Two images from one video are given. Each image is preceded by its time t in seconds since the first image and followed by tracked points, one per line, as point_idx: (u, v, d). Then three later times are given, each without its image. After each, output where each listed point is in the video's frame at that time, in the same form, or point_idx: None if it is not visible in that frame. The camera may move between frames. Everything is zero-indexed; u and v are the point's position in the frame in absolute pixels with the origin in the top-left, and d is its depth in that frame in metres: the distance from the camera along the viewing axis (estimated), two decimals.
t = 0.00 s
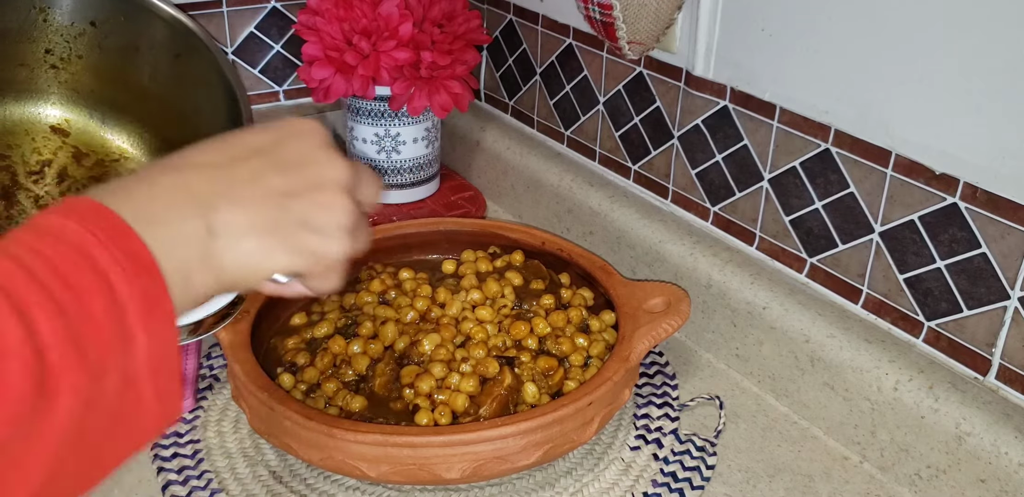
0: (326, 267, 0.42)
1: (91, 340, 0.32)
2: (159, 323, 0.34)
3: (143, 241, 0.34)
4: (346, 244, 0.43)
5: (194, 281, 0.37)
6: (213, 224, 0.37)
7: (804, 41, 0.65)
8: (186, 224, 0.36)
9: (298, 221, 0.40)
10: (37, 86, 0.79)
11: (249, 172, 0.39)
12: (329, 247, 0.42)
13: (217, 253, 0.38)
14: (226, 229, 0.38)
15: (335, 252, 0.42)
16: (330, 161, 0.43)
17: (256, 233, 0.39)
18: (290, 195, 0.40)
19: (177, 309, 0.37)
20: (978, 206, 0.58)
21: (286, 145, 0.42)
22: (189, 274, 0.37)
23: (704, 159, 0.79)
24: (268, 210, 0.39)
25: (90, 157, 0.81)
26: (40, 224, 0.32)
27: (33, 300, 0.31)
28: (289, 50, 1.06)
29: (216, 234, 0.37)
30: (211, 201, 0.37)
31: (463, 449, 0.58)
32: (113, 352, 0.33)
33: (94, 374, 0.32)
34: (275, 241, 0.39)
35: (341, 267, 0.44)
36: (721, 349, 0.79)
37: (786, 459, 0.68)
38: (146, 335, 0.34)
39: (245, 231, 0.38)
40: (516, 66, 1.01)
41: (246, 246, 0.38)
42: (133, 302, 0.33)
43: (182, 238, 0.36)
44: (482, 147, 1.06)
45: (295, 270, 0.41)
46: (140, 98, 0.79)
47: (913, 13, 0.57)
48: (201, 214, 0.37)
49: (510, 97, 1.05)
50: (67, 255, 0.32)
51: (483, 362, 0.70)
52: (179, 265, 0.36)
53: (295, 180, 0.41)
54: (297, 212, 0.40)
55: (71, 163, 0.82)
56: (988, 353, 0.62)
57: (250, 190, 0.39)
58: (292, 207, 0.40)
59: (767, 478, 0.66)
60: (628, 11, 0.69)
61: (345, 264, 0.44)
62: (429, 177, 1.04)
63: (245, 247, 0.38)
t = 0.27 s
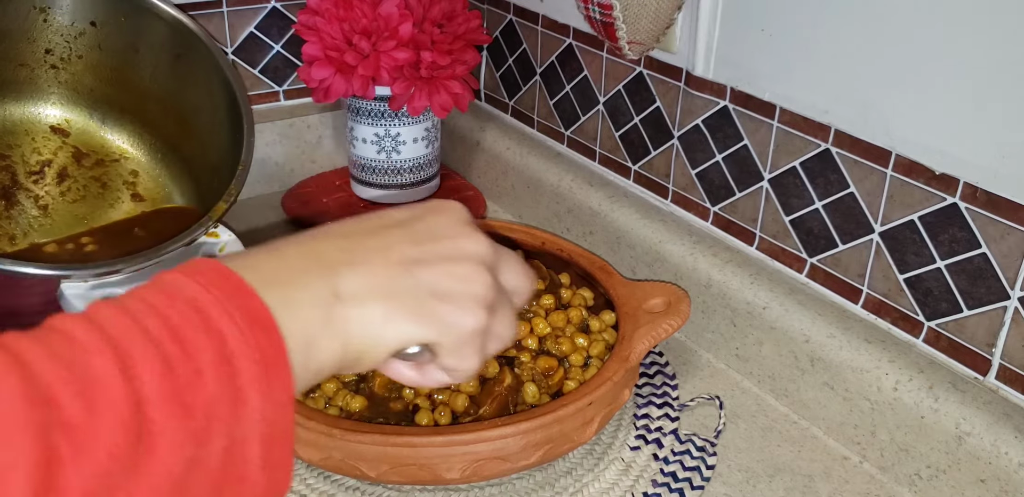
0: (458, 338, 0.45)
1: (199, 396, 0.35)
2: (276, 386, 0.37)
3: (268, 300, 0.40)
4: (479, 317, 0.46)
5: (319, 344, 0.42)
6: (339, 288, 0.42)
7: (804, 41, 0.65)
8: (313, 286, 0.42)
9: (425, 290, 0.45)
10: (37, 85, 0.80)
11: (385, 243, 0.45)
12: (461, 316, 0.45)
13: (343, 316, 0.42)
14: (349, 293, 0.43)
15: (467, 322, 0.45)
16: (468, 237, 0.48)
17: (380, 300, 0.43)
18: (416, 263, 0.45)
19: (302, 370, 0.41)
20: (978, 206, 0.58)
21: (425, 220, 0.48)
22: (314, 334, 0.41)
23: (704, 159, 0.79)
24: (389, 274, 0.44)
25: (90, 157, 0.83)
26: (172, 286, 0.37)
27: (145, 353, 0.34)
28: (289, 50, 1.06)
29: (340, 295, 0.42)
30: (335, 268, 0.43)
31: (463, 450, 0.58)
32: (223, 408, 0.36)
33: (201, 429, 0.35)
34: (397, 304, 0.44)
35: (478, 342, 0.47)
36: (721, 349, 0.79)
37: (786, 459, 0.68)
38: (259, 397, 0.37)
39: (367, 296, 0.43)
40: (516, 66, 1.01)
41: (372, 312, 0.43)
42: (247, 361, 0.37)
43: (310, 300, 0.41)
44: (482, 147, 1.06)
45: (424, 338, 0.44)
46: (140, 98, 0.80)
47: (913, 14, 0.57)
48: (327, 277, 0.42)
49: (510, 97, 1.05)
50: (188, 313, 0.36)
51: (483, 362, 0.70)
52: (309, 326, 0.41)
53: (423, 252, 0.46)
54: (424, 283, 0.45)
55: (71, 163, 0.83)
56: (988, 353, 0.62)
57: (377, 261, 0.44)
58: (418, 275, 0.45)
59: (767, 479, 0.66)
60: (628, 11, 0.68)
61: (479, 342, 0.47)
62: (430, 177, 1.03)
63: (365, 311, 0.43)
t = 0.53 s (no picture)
0: (558, 288, 0.43)
1: (326, 334, 0.34)
2: (397, 334, 0.37)
3: (379, 255, 0.39)
4: (576, 264, 0.44)
5: (425, 295, 0.40)
6: (439, 244, 0.42)
7: (804, 41, 0.65)
8: (414, 242, 0.41)
9: (522, 243, 0.44)
10: (36, 85, 0.80)
11: (476, 210, 0.45)
12: (558, 261, 0.43)
13: (446, 269, 0.41)
14: (449, 249, 0.42)
15: (567, 268, 0.43)
16: (551, 194, 0.47)
17: (479, 253, 0.42)
18: (509, 222, 0.44)
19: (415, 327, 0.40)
20: (978, 206, 0.58)
21: (510, 188, 0.48)
22: (426, 290, 0.40)
23: (704, 159, 0.79)
24: (484, 234, 0.43)
25: (89, 156, 0.83)
26: (295, 244, 0.37)
27: (275, 290, 0.34)
28: (289, 50, 1.06)
29: (441, 253, 0.41)
30: (435, 230, 0.42)
31: (463, 449, 0.58)
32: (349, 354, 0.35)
33: (326, 371, 0.34)
34: (500, 259, 0.43)
35: (580, 293, 0.44)
36: (721, 349, 0.79)
37: (786, 459, 0.68)
38: (379, 340, 0.36)
39: (464, 251, 0.42)
40: (516, 67, 1.01)
41: (469, 266, 0.42)
42: (368, 306, 0.36)
43: (412, 251, 0.40)
44: (482, 147, 1.06)
45: (525, 287, 0.43)
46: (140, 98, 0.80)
47: (914, 14, 0.57)
48: (429, 239, 0.41)
49: (510, 97, 1.05)
50: (310, 263, 0.36)
51: (483, 362, 0.70)
52: (423, 284, 0.40)
53: (511, 212, 0.45)
54: (520, 236, 0.44)
55: (70, 163, 0.83)
56: (988, 353, 0.62)
57: (475, 223, 0.44)
58: (510, 231, 0.44)
59: (767, 479, 0.66)
60: (628, 10, 0.68)
61: (581, 292, 0.45)
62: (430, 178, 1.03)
63: (465, 266, 0.42)
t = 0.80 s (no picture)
0: (593, 209, 0.46)
1: (382, 263, 0.37)
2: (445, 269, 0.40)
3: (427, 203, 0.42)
4: (602, 189, 0.47)
5: (468, 236, 0.42)
6: (473, 190, 0.44)
7: (805, 40, 0.65)
8: (450, 191, 0.44)
9: (549, 178, 0.47)
10: (33, 84, 0.80)
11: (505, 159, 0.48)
12: (587, 187, 0.47)
13: (487, 211, 0.44)
14: (482, 191, 0.45)
15: (595, 192, 0.47)
16: (565, 137, 0.51)
17: (512, 193, 0.45)
18: (535, 164, 0.48)
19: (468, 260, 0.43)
20: (979, 206, 0.58)
21: (529, 139, 0.51)
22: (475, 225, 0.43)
23: (704, 159, 0.79)
24: (516, 176, 0.46)
25: (87, 155, 0.83)
26: (344, 194, 0.40)
27: (333, 230, 0.37)
28: (288, 49, 1.06)
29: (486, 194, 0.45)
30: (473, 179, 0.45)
31: (463, 450, 0.57)
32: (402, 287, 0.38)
33: (385, 294, 0.37)
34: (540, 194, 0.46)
35: (612, 217, 0.48)
36: (722, 350, 0.75)
37: (786, 459, 0.65)
38: (429, 273, 0.39)
39: (497, 192, 0.45)
40: (515, 66, 1.01)
41: (504, 204, 0.45)
42: (417, 239, 0.39)
43: (452, 198, 0.43)
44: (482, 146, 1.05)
45: (561, 217, 0.46)
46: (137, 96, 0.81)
47: (915, 14, 0.56)
48: (472, 185, 0.45)
49: (510, 96, 1.04)
50: (362, 209, 0.39)
51: (483, 363, 0.69)
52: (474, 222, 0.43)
53: (537, 156, 0.48)
54: (547, 173, 0.47)
55: (67, 163, 0.82)
56: (989, 353, 0.62)
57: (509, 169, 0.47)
58: (539, 170, 0.47)
59: (768, 479, 0.64)
60: (628, 10, 0.68)
61: (614, 214, 0.48)
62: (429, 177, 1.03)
63: (501, 204, 0.44)
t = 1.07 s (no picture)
0: (516, 282, 0.43)
1: (232, 305, 0.34)
2: (325, 326, 0.36)
3: (321, 266, 0.38)
4: (534, 251, 0.43)
5: (363, 310, 0.39)
6: (388, 257, 0.40)
7: (805, 41, 0.65)
8: (361, 255, 0.39)
9: (478, 262, 0.42)
10: (33, 84, 0.80)
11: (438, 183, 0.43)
12: (518, 214, 0.43)
13: (388, 284, 0.40)
14: (399, 257, 0.40)
15: (529, 217, 0.43)
16: (505, 164, 0.44)
17: (428, 259, 0.41)
18: (470, 234, 0.42)
19: (367, 313, 0.40)
20: (979, 206, 0.58)
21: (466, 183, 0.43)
22: (382, 276, 0.40)
23: (704, 159, 0.79)
24: (441, 235, 0.41)
25: (87, 155, 0.83)
26: (221, 242, 0.36)
27: (189, 295, 0.34)
28: (288, 49, 1.06)
29: (406, 239, 0.41)
30: (386, 229, 0.40)
31: (464, 450, 0.57)
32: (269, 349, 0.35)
33: (239, 350, 0.34)
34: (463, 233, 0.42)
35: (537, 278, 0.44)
36: (721, 350, 0.78)
37: (787, 460, 0.67)
38: (299, 307, 0.36)
39: (417, 257, 0.41)
40: (515, 66, 1.01)
41: (418, 284, 0.41)
42: (284, 287, 0.36)
43: (354, 267, 0.39)
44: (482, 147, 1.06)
45: (467, 304, 0.43)
46: (137, 97, 0.81)
47: (915, 14, 0.56)
48: (389, 234, 0.40)
49: (510, 96, 1.04)
50: (217, 255, 0.36)
51: (483, 362, 0.69)
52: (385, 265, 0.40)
53: (473, 182, 0.44)
54: (474, 250, 0.42)
55: (67, 163, 0.82)
56: (989, 353, 0.61)
57: (436, 201, 0.42)
58: (469, 199, 0.43)
59: (768, 479, 0.65)
60: (628, 9, 0.68)
61: (539, 272, 0.43)
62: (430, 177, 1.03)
63: (411, 274, 0.41)
